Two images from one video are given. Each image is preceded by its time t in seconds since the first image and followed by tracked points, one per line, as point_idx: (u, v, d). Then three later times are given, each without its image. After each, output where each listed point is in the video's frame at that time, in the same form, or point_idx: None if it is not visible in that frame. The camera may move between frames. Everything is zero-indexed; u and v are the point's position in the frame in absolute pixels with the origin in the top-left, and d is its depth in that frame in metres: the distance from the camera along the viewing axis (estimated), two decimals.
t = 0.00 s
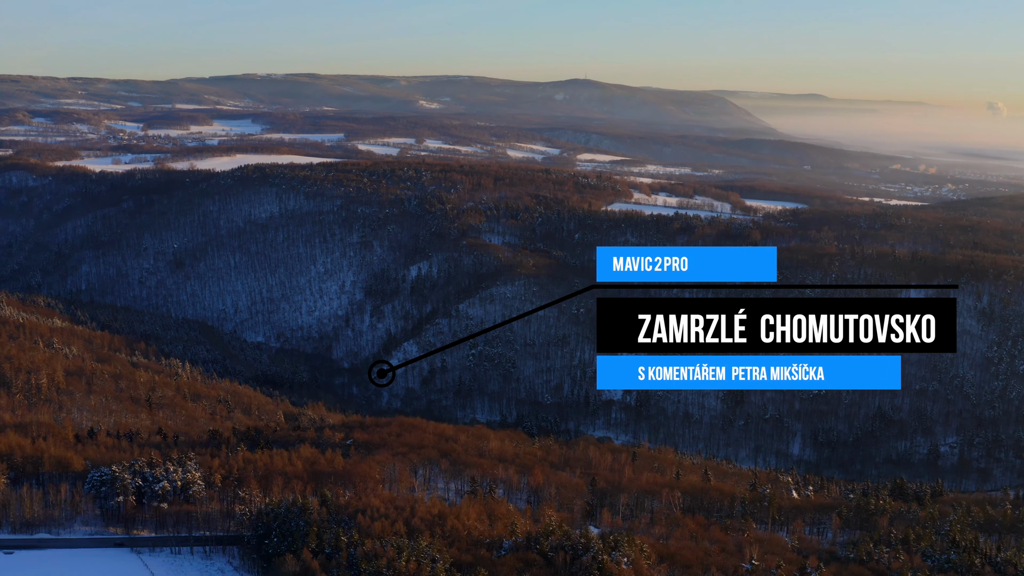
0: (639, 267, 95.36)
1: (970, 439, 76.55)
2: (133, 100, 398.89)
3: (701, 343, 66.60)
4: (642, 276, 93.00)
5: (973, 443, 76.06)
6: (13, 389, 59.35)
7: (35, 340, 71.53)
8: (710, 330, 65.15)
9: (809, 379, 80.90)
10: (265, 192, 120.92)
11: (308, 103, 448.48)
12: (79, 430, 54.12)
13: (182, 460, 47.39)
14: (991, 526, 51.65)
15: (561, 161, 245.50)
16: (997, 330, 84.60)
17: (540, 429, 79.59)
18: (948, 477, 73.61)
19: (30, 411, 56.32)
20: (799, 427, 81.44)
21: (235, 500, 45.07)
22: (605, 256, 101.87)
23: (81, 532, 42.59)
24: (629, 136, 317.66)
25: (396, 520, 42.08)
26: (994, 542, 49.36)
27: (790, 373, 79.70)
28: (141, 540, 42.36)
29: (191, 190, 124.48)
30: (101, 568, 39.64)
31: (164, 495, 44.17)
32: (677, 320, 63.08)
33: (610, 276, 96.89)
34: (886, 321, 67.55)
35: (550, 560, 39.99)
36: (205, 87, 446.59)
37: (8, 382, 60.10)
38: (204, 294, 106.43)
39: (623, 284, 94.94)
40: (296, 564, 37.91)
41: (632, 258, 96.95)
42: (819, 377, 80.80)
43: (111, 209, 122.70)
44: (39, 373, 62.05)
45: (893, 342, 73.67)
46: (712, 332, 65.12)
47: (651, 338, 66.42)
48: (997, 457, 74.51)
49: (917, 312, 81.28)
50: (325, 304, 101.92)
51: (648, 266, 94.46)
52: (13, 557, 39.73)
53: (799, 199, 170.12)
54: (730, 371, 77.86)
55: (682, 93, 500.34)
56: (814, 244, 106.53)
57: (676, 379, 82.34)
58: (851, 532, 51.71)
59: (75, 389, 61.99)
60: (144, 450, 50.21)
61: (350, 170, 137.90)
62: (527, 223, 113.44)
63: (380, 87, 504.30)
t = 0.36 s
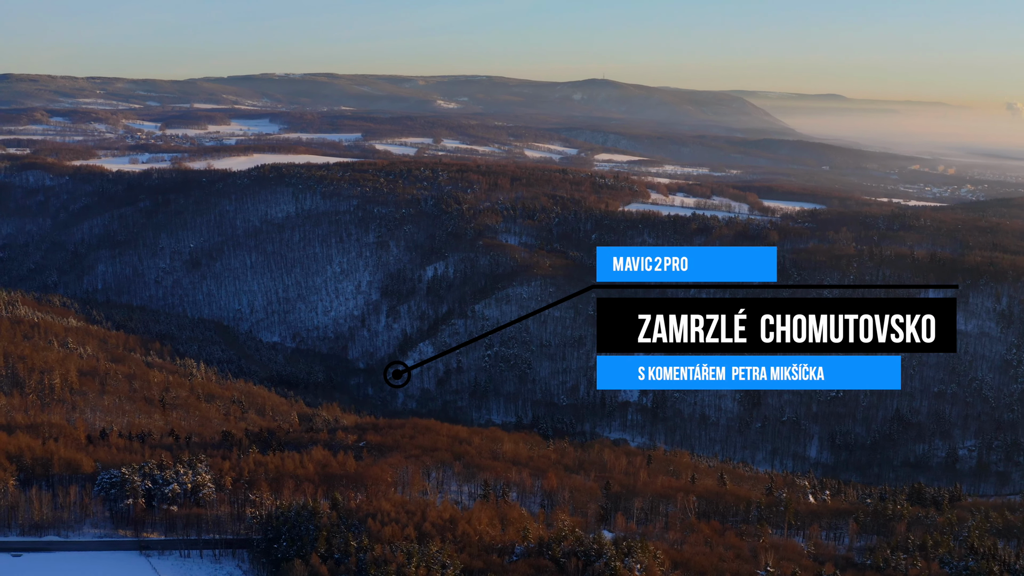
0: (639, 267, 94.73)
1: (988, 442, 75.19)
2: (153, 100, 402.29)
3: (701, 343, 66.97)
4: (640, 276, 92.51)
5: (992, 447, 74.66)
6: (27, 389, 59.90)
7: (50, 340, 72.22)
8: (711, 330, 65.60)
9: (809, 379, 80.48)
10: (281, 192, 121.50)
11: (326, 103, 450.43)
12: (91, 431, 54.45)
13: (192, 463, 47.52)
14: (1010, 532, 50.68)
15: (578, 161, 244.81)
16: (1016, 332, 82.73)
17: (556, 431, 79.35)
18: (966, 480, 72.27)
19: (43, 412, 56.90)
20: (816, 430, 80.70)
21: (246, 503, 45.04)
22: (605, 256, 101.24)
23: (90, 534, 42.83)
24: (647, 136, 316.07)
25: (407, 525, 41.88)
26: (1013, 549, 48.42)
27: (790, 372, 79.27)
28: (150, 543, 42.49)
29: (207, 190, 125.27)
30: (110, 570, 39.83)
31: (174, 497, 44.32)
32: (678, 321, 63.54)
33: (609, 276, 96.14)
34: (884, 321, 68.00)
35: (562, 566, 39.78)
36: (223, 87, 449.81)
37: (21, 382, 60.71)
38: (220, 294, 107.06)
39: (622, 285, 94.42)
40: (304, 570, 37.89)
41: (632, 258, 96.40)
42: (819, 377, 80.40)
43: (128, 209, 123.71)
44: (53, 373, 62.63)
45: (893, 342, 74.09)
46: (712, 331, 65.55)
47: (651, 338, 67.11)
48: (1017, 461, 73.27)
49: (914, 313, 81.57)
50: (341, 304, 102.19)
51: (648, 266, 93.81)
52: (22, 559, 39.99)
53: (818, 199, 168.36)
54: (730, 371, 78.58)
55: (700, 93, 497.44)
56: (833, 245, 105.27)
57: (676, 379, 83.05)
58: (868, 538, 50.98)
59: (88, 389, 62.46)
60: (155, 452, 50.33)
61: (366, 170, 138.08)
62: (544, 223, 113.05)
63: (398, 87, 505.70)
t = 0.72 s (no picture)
0: (638, 267, 94.23)
1: (1005, 445, 74.13)
2: (171, 100, 405.84)
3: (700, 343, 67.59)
4: (640, 276, 92.03)
5: (1009, 450, 73.67)
6: (39, 390, 60.36)
7: (62, 340, 72.81)
8: (709, 330, 65.99)
9: (809, 379, 80.61)
10: (296, 192, 121.92)
11: (341, 103, 452.01)
12: (102, 432, 54.78)
13: (201, 465, 47.61)
14: None
15: (593, 161, 244.08)
16: None
17: (569, 432, 79.09)
18: (982, 484, 71.34)
19: (55, 412, 57.41)
20: (831, 432, 79.75)
21: (254, 506, 44.92)
22: (606, 257, 100.72)
23: (97, 536, 42.95)
24: (663, 136, 314.51)
25: (415, 530, 41.73)
26: None
27: (790, 373, 79.34)
28: (157, 546, 42.53)
29: (222, 190, 125.94)
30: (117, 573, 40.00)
31: (182, 500, 44.42)
32: (677, 321, 63.89)
33: (609, 276, 95.54)
34: (882, 320, 68.48)
35: (572, 572, 39.47)
36: (240, 87, 452.76)
37: (33, 382, 61.20)
38: (234, 294, 107.60)
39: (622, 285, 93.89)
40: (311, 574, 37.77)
41: (632, 259, 96.00)
42: (819, 377, 80.48)
43: (142, 209, 124.55)
44: (64, 374, 63.09)
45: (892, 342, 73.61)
46: (711, 332, 65.96)
47: (651, 337, 67.66)
48: None
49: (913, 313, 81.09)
50: (355, 304, 102.40)
51: (648, 266, 93.29)
52: (29, 562, 40.23)
53: (834, 200, 166.70)
54: (730, 371, 77.31)
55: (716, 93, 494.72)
56: (849, 246, 104.07)
57: (676, 379, 82.62)
58: (883, 544, 50.32)
59: (99, 389, 62.89)
60: (164, 454, 50.49)
61: (382, 170, 138.14)
62: (559, 224, 112.65)
63: (413, 86, 506.65)
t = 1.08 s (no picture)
0: (639, 267, 93.36)
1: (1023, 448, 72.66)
2: (187, 100, 408.90)
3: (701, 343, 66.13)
4: (640, 276, 91.42)
5: None
6: (49, 390, 60.72)
7: (74, 340, 73.34)
8: (710, 330, 64.92)
9: (808, 378, 78.81)
10: (310, 192, 122.34)
11: (357, 102, 453.40)
12: (112, 433, 55.09)
13: (209, 468, 47.61)
14: None
15: (608, 161, 243.35)
16: None
17: (582, 434, 78.75)
18: (999, 489, 70.42)
19: (65, 413, 57.85)
20: (847, 435, 78.97)
21: (262, 510, 44.95)
22: (607, 256, 99.68)
23: (104, 539, 42.97)
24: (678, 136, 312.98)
25: (423, 534, 41.56)
26: None
27: (790, 373, 77.05)
28: (165, 550, 42.41)
29: (236, 189, 126.62)
30: None
31: (190, 503, 44.48)
32: (678, 321, 63.32)
33: (609, 276, 94.87)
34: (883, 320, 66.31)
35: None
36: (256, 86, 455.34)
37: (43, 381, 61.59)
38: (248, 294, 108.03)
39: (622, 285, 92.86)
40: None
41: (632, 258, 95.13)
42: (819, 377, 78.80)
43: (156, 208, 125.39)
44: (74, 374, 63.42)
45: (893, 342, 72.45)
46: (712, 332, 64.87)
47: (651, 338, 66.46)
48: None
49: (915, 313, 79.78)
50: (369, 304, 102.50)
51: (648, 266, 92.53)
52: (35, 565, 40.25)
53: (851, 200, 164.99)
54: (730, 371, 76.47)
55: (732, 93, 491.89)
56: (865, 247, 102.94)
57: (676, 378, 82.54)
58: (898, 549, 49.60)
59: (110, 390, 63.21)
60: (173, 455, 50.65)
61: (396, 170, 138.42)
62: (574, 224, 112.28)
63: (429, 86, 507.42)
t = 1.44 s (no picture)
0: (638, 267, 93.02)
1: None
2: (202, 100, 411.24)
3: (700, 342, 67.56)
4: (641, 276, 91.16)
5: None
6: (59, 391, 61.05)
7: (86, 340, 73.94)
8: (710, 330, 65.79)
9: (808, 378, 79.47)
10: (323, 192, 122.70)
11: (371, 102, 454.71)
12: (120, 434, 55.36)
13: (216, 471, 47.67)
14: None
15: (622, 161, 242.40)
16: None
17: (594, 436, 78.28)
18: (1014, 492, 69.40)
19: (74, 414, 58.22)
20: (861, 438, 78.24)
21: (269, 514, 44.92)
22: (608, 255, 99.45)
23: (109, 542, 42.98)
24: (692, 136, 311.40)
25: (430, 540, 41.35)
26: None
27: (790, 373, 78.14)
28: (170, 553, 42.22)
29: (249, 189, 127.18)
30: None
31: (196, 506, 44.39)
32: (678, 321, 64.13)
33: (609, 276, 94.69)
34: (883, 319, 68.04)
35: None
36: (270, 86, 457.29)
37: (53, 382, 61.94)
38: (260, 294, 108.33)
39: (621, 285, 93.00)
40: None
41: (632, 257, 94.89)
42: (819, 377, 79.37)
43: (169, 208, 126.16)
44: (84, 375, 63.67)
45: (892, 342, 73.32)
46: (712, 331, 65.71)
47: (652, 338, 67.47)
48: None
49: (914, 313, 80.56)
50: (381, 305, 102.59)
51: (648, 266, 92.02)
52: (39, 568, 40.03)
53: (866, 201, 163.47)
54: (730, 370, 77.61)
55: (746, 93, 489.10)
56: (880, 248, 101.86)
57: (676, 379, 83.08)
58: (913, 555, 48.98)
59: (120, 390, 63.58)
60: (181, 458, 50.77)
61: (409, 170, 138.70)
62: (587, 224, 111.87)
63: (443, 86, 508.20)
